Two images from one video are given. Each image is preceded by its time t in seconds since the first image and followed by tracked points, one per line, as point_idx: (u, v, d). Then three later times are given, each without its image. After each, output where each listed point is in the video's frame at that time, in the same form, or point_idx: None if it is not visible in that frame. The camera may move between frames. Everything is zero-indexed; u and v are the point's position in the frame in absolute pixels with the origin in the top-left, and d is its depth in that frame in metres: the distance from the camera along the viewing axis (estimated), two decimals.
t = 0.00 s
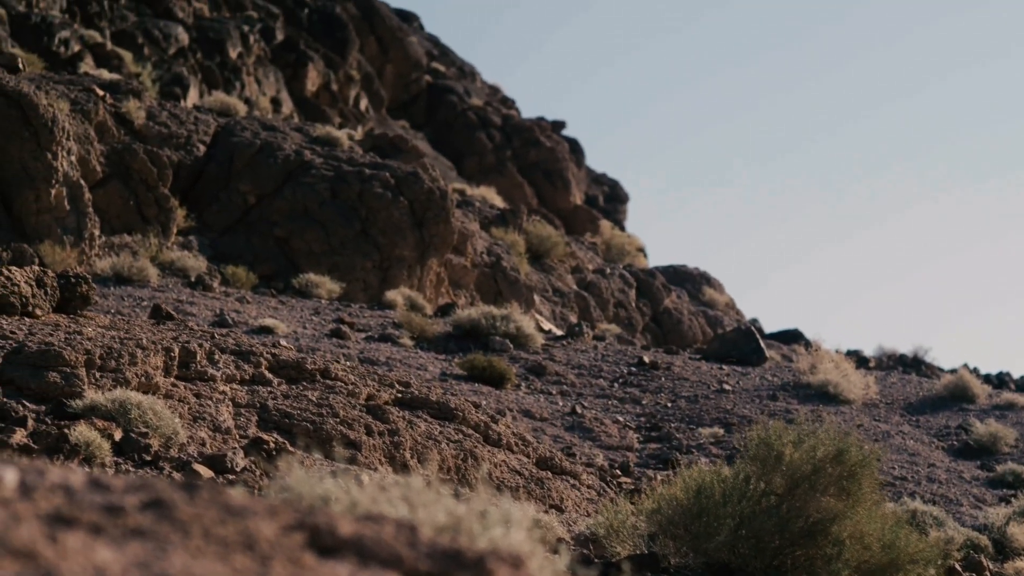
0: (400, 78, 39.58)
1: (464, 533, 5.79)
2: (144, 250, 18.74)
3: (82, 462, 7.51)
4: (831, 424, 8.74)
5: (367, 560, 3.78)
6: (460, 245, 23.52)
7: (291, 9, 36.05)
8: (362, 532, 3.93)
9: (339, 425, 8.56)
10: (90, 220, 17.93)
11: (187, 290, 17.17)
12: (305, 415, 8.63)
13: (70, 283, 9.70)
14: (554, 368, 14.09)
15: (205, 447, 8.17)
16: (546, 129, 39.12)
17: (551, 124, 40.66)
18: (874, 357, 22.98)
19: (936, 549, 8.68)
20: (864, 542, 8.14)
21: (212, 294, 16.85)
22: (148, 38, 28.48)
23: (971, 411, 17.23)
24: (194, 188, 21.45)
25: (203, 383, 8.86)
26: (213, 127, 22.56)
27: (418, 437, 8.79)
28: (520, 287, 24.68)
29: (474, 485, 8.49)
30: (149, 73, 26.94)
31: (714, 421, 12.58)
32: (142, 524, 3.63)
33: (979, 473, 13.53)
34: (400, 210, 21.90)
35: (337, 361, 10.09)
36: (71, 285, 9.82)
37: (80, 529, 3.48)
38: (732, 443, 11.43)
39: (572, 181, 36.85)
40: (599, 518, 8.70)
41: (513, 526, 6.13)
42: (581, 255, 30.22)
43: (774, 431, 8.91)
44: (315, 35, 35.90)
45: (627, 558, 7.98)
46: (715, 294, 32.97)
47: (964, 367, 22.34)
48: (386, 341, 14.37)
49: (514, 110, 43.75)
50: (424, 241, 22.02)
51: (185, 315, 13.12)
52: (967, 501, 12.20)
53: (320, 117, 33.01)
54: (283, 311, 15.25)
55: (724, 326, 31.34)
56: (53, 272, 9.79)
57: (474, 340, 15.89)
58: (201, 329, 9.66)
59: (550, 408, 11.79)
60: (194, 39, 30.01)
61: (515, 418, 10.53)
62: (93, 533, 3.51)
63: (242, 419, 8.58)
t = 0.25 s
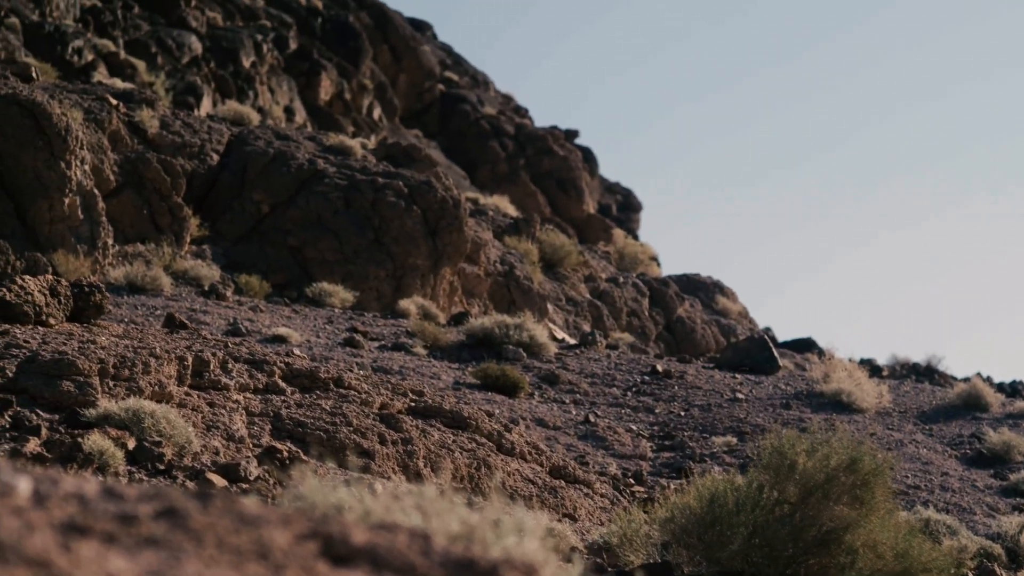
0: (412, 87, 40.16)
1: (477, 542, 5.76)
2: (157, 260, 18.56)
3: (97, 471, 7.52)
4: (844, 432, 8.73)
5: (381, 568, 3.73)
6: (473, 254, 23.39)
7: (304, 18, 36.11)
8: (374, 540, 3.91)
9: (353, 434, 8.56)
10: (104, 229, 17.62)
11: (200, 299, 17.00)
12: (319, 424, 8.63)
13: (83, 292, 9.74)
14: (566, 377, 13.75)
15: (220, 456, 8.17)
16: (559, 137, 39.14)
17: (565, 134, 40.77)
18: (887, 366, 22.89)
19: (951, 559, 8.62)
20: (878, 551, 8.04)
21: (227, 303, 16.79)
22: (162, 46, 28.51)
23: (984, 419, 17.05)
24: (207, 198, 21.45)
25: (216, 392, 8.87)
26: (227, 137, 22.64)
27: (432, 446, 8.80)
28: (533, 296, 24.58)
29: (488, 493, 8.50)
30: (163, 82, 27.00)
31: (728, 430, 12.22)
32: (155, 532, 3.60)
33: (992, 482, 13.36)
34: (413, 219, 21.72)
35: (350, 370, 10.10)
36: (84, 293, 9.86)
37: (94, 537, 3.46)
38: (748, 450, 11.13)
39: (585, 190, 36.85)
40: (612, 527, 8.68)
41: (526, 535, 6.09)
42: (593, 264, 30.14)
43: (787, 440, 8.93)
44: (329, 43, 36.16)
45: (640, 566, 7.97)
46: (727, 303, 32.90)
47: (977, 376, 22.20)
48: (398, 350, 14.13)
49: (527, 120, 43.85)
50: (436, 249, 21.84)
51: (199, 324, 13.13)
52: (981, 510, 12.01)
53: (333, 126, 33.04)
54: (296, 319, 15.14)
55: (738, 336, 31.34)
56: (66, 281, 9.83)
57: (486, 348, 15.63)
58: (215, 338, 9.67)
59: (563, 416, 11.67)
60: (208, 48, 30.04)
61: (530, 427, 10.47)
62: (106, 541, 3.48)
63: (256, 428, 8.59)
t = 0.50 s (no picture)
0: (426, 97, 39.92)
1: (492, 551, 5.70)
2: (171, 269, 18.49)
3: (110, 481, 7.53)
4: (858, 442, 8.73)
5: None
6: (487, 264, 23.25)
7: (317, 29, 36.36)
8: (389, 551, 3.84)
9: (366, 444, 8.56)
10: (118, 238, 17.41)
11: (215, 309, 17.15)
12: (333, 434, 8.63)
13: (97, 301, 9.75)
14: (580, 388, 13.60)
15: (233, 465, 8.17)
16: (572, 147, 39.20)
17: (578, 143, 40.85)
18: (899, 376, 22.79)
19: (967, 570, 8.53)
20: (892, 561, 7.97)
21: (242, 312, 16.87)
22: (176, 56, 28.57)
23: (998, 428, 16.83)
24: (220, 208, 21.34)
25: (230, 402, 8.87)
26: (240, 146, 22.63)
27: (445, 455, 8.80)
28: (547, 306, 24.53)
29: (501, 503, 8.49)
30: (177, 92, 27.07)
31: (741, 439, 12.09)
32: (169, 542, 3.56)
33: (1004, 492, 13.14)
34: (427, 228, 21.62)
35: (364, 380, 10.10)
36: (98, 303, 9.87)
37: (108, 547, 3.40)
38: (762, 458, 10.89)
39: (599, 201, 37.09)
40: (626, 536, 8.66)
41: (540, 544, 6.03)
42: (607, 273, 30.08)
43: (800, 450, 8.94)
44: (343, 53, 36.25)
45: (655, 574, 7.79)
46: (741, 312, 32.78)
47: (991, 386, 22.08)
48: (412, 359, 13.98)
49: (541, 129, 43.96)
50: (450, 258, 21.73)
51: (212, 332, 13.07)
52: (993, 519, 11.92)
53: (346, 136, 33.29)
54: (310, 329, 15.05)
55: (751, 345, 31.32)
56: (80, 290, 9.85)
57: (501, 358, 15.36)
58: (229, 348, 9.69)
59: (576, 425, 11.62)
60: (222, 57, 30.12)
61: (543, 436, 10.43)
62: (121, 550, 3.42)
63: (269, 438, 8.59)
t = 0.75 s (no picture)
0: (439, 107, 39.98)
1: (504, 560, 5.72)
2: (185, 278, 18.36)
3: (124, 491, 7.52)
4: (871, 451, 8.72)
5: None
6: (500, 272, 23.17)
7: (331, 37, 36.36)
8: (403, 559, 3.91)
9: (379, 453, 8.56)
10: (131, 248, 17.34)
11: (228, 318, 17.10)
12: (346, 443, 8.63)
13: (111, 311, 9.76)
14: (593, 396, 13.69)
15: (247, 475, 8.17)
16: (586, 157, 39.26)
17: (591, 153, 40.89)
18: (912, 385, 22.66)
19: None
20: (905, 570, 7.98)
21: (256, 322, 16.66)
22: (190, 66, 28.71)
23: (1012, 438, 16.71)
24: (233, 219, 21.21)
25: (243, 412, 8.87)
26: (253, 155, 22.55)
27: (458, 464, 8.80)
28: (561, 315, 24.46)
29: (515, 512, 8.49)
30: (190, 101, 27.08)
31: (755, 448, 12.05)
32: (184, 552, 3.62)
33: (1018, 501, 13.00)
34: (441, 238, 21.51)
35: (378, 389, 10.10)
36: (112, 313, 9.89)
37: (123, 556, 3.45)
38: (775, 468, 10.86)
39: (612, 210, 37.03)
40: (639, 545, 8.64)
41: (553, 554, 6.04)
42: (621, 283, 29.95)
43: (814, 458, 8.92)
44: (356, 63, 36.26)
45: None
46: (755, 321, 32.60)
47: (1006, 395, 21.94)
48: (425, 369, 14.01)
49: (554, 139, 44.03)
50: (462, 268, 21.57)
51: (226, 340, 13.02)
52: (1006, 528, 11.82)
53: (359, 146, 33.29)
54: (324, 340, 15.01)
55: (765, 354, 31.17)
56: (94, 300, 9.87)
57: (513, 367, 15.27)
58: (242, 357, 9.70)
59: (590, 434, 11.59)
60: (234, 67, 30.20)
61: (556, 445, 10.41)
62: (136, 560, 3.49)
63: (283, 447, 8.59)
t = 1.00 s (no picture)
0: (451, 115, 40.04)
1: (516, 569, 5.79)
2: (197, 287, 18.12)
3: (136, 500, 7.52)
4: (883, 459, 8.69)
5: None
6: (512, 281, 23.03)
7: (343, 46, 36.35)
8: (414, 568, 4.08)
9: (391, 462, 8.55)
10: (143, 257, 17.27)
11: (240, 327, 16.69)
12: (358, 452, 8.63)
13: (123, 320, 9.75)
14: (605, 406, 13.54)
15: (259, 484, 8.16)
16: (598, 165, 39.41)
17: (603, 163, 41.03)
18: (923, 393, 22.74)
19: None
20: None
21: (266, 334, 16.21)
22: (202, 75, 28.81)
23: None
24: (245, 228, 21.01)
25: (256, 421, 8.87)
26: (265, 165, 22.33)
27: (470, 473, 8.79)
28: (573, 325, 24.39)
29: (527, 521, 8.49)
30: (202, 110, 27.03)
31: (767, 457, 12.05)
32: (196, 562, 3.79)
33: None
34: (453, 246, 21.55)
35: (389, 398, 10.09)
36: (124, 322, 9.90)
37: (137, 564, 3.67)
38: (787, 476, 10.83)
39: (624, 219, 36.97)
40: (651, 554, 8.62)
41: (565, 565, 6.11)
42: (634, 292, 29.63)
43: (826, 467, 8.91)
44: (369, 72, 36.24)
45: None
46: (767, 330, 32.31)
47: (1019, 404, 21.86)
48: (437, 378, 13.83)
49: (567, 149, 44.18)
50: (475, 277, 21.58)
51: (238, 349, 12.82)
52: (1019, 538, 11.69)
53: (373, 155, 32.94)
54: (336, 348, 14.90)
55: (777, 363, 30.89)
56: (106, 309, 9.88)
57: (525, 375, 15.26)
58: (254, 366, 9.70)
59: (601, 442, 11.58)
60: (246, 77, 30.24)
61: (568, 454, 10.39)
62: (149, 569, 3.67)
63: (295, 456, 8.58)
